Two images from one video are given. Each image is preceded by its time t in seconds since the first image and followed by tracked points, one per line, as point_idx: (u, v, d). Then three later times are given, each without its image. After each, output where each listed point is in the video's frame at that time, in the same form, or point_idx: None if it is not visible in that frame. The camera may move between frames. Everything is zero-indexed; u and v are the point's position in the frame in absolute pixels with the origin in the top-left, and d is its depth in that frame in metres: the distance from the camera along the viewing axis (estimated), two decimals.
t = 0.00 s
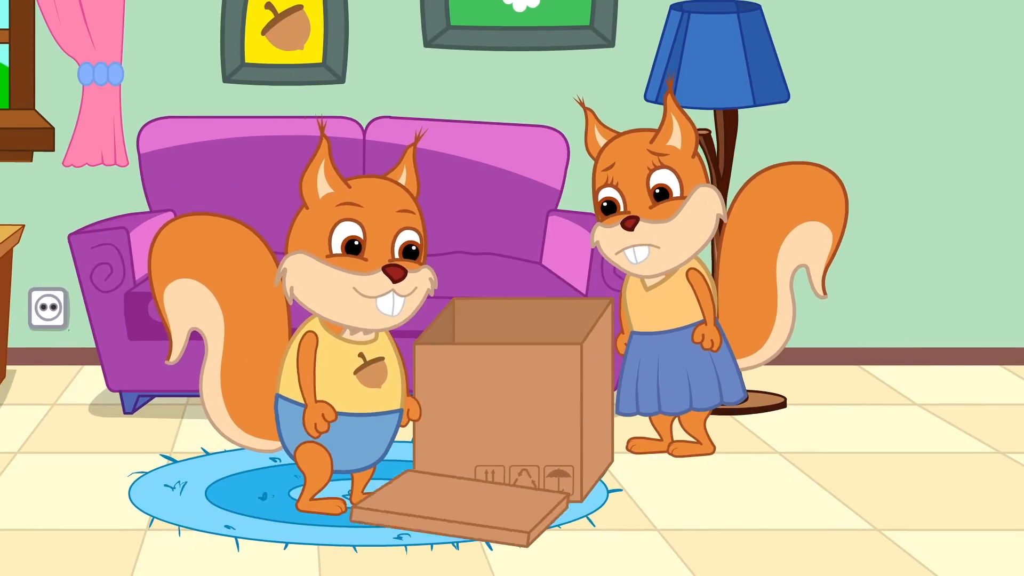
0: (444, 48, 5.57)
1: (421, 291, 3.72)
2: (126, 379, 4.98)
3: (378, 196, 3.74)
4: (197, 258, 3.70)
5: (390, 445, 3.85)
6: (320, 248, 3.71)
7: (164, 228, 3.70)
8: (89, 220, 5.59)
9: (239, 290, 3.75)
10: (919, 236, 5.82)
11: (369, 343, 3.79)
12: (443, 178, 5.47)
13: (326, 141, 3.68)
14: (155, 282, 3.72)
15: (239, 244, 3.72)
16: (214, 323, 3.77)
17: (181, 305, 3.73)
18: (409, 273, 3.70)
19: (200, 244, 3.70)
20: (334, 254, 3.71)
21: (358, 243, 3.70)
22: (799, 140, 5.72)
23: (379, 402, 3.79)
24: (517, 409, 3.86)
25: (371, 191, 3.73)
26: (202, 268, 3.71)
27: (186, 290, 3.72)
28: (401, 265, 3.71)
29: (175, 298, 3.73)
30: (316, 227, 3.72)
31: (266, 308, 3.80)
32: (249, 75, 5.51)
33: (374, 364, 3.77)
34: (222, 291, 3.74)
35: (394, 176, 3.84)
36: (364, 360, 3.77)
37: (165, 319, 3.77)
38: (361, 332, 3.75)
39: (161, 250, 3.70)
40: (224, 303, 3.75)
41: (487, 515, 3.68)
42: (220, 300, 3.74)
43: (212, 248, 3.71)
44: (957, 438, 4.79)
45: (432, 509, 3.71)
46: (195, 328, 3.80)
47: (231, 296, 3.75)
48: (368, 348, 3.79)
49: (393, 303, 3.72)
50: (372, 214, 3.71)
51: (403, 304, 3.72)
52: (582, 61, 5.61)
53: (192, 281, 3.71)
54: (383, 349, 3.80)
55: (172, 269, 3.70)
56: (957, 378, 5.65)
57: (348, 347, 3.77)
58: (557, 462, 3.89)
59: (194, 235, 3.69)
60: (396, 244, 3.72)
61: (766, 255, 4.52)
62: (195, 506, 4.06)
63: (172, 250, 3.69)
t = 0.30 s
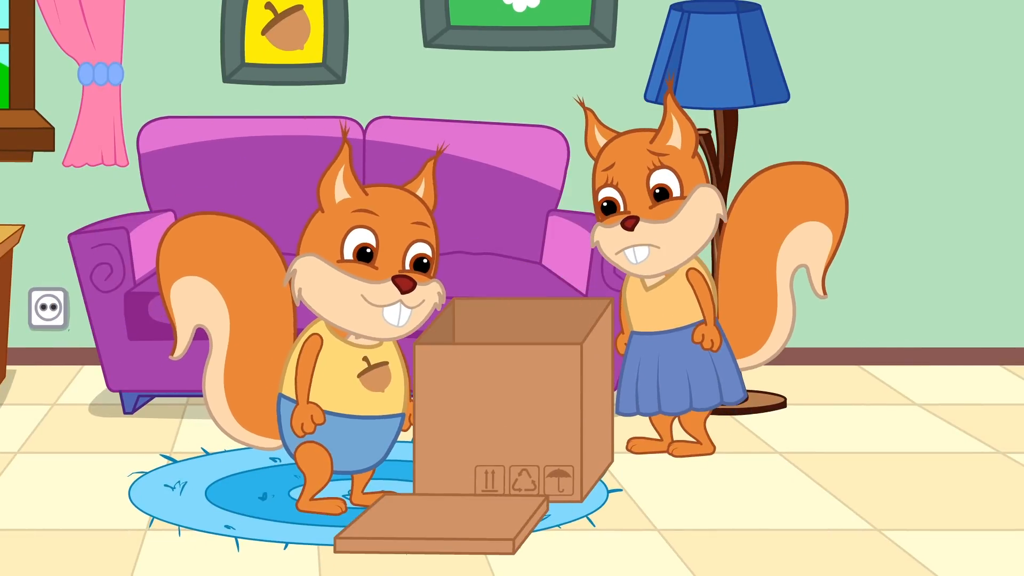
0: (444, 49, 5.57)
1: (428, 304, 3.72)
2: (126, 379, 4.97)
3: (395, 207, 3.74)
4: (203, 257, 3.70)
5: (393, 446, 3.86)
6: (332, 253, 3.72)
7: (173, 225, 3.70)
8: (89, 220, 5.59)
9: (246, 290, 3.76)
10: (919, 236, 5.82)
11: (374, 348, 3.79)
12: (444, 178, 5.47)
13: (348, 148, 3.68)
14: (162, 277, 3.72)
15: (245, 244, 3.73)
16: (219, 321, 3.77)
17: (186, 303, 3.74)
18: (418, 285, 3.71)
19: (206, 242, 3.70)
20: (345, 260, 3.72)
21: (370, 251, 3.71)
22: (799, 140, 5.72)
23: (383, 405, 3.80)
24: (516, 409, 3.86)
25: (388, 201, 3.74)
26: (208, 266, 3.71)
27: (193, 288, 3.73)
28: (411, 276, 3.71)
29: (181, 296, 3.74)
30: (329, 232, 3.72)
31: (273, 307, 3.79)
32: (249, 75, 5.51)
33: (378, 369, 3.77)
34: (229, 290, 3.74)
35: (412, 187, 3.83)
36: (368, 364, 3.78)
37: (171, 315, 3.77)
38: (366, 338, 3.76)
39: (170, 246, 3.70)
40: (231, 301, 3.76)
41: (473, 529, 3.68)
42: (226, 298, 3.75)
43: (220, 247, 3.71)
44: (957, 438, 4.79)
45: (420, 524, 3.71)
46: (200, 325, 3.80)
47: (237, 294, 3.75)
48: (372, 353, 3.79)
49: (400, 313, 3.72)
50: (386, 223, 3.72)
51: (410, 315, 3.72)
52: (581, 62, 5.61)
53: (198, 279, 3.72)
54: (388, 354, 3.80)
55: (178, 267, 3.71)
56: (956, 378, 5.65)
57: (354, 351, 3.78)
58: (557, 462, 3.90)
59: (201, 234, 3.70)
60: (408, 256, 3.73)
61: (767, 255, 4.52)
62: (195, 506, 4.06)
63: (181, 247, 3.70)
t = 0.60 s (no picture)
0: (445, 48, 5.57)
1: (436, 305, 3.73)
2: (126, 379, 4.97)
3: (410, 204, 3.75)
4: (212, 248, 3.71)
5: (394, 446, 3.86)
6: (344, 245, 3.73)
7: (182, 216, 3.71)
8: (89, 220, 5.59)
9: (253, 282, 3.76)
10: (919, 237, 5.82)
11: (377, 347, 3.79)
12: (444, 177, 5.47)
13: (370, 141, 3.69)
14: (170, 266, 3.73)
15: (255, 236, 3.74)
16: (225, 313, 3.77)
17: (193, 293, 3.74)
18: (428, 285, 3.72)
19: (216, 234, 3.71)
20: (357, 254, 3.72)
21: (382, 246, 3.72)
22: (799, 140, 5.72)
23: (385, 405, 3.80)
24: (516, 409, 3.86)
25: (404, 198, 3.75)
26: (217, 258, 3.72)
27: (200, 279, 3.73)
28: (420, 275, 3.72)
29: (188, 286, 3.74)
30: (343, 225, 3.73)
31: (280, 301, 3.80)
32: (249, 75, 5.51)
33: (381, 369, 3.78)
34: (235, 282, 3.75)
35: (430, 187, 3.84)
36: (372, 363, 3.78)
37: (177, 306, 3.78)
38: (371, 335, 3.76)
39: (178, 236, 3.71)
40: (237, 293, 3.76)
41: (472, 529, 3.68)
42: (233, 290, 3.75)
43: (227, 238, 3.72)
44: (958, 438, 4.79)
45: (420, 523, 3.72)
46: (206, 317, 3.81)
47: (245, 287, 3.76)
48: (376, 351, 3.79)
49: (407, 311, 3.72)
50: (400, 220, 3.73)
51: (416, 315, 3.72)
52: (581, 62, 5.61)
53: (205, 270, 3.72)
54: (391, 354, 3.81)
55: (187, 256, 3.71)
56: (956, 378, 5.64)
57: (360, 347, 3.78)
58: (557, 462, 3.90)
59: (211, 225, 3.71)
60: (419, 256, 3.74)
61: (767, 255, 4.52)
62: (195, 506, 4.06)
63: (189, 238, 3.71)
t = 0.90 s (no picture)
0: (445, 48, 5.57)
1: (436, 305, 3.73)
2: (126, 379, 4.97)
3: (410, 204, 3.75)
4: (212, 248, 3.71)
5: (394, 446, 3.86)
6: (344, 245, 3.73)
7: (183, 215, 3.71)
8: (89, 220, 5.59)
9: (253, 282, 3.76)
10: (919, 237, 5.82)
11: (377, 347, 3.79)
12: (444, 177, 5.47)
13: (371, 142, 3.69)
14: (171, 266, 3.73)
15: (256, 236, 3.74)
16: (225, 314, 3.77)
17: (193, 293, 3.74)
18: (428, 285, 3.72)
19: (216, 234, 3.71)
20: (357, 254, 3.72)
21: (383, 246, 3.72)
22: (799, 140, 5.72)
23: (385, 405, 3.81)
24: (516, 409, 3.87)
25: (404, 198, 3.75)
26: (217, 258, 3.72)
27: (200, 279, 3.73)
28: (420, 275, 3.72)
29: (188, 286, 3.74)
30: (343, 224, 3.73)
31: (280, 300, 3.80)
32: (249, 75, 5.51)
33: (382, 369, 3.78)
34: (236, 283, 3.75)
35: (430, 187, 3.84)
36: (372, 363, 3.78)
37: (177, 305, 3.78)
38: (371, 335, 3.76)
39: (179, 235, 3.71)
40: (237, 293, 3.76)
41: (471, 529, 3.68)
42: (233, 290, 3.75)
43: (228, 238, 3.72)
44: (958, 438, 4.79)
45: (420, 523, 3.72)
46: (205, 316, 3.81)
47: (245, 287, 3.76)
48: (376, 351, 3.79)
49: (407, 311, 3.72)
50: (400, 220, 3.73)
51: (416, 315, 3.72)
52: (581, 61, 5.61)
53: (206, 270, 3.72)
54: (391, 354, 3.81)
55: (187, 256, 3.71)
56: (957, 378, 5.64)
57: (360, 347, 3.78)
58: (557, 462, 3.91)
59: (211, 225, 3.71)
60: (419, 257, 3.74)
61: (766, 255, 4.52)
62: (195, 506, 4.07)
63: (189, 238, 3.71)
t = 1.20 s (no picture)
0: (444, 48, 5.57)
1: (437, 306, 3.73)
2: (126, 379, 4.97)
3: (410, 204, 3.75)
4: (212, 248, 3.71)
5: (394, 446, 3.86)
6: (344, 246, 3.73)
7: (183, 215, 3.71)
8: (88, 220, 5.59)
9: (252, 282, 3.77)
10: (919, 237, 5.82)
11: (377, 347, 3.79)
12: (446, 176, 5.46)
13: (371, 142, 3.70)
14: (171, 266, 3.73)
15: (256, 236, 3.74)
16: (225, 314, 3.77)
17: (193, 294, 3.74)
18: (428, 285, 3.72)
19: (216, 234, 3.71)
20: (357, 254, 3.72)
21: (382, 246, 3.72)
22: (799, 140, 5.72)
23: (385, 406, 3.80)
24: (518, 412, 3.87)
25: (404, 198, 3.75)
26: (217, 258, 3.72)
27: (200, 279, 3.73)
28: (420, 275, 3.72)
29: (189, 286, 3.74)
30: (343, 225, 3.74)
31: (279, 299, 3.80)
32: (249, 75, 5.51)
33: (381, 369, 3.78)
34: (236, 283, 3.75)
35: (430, 187, 3.84)
36: (371, 363, 3.78)
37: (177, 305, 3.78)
38: (371, 335, 3.76)
39: (179, 235, 3.71)
40: (237, 292, 3.76)
41: (470, 529, 3.68)
42: (233, 290, 3.76)
43: (227, 238, 3.72)
44: (958, 438, 4.79)
45: (420, 523, 3.72)
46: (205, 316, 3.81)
47: (245, 286, 3.76)
48: (376, 351, 3.79)
49: (407, 311, 3.72)
50: (400, 220, 3.73)
51: (417, 315, 3.72)
52: (581, 61, 5.61)
53: (206, 270, 3.73)
54: (391, 354, 3.80)
55: (187, 256, 3.72)
56: (956, 378, 5.64)
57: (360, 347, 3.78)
58: (557, 462, 3.91)
59: (211, 225, 3.71)
60: (419, 257, 3.74)
61: (772, 261, 4.54)
62: (195, 506, 4.07)
63: (189, 238, 3.71)
